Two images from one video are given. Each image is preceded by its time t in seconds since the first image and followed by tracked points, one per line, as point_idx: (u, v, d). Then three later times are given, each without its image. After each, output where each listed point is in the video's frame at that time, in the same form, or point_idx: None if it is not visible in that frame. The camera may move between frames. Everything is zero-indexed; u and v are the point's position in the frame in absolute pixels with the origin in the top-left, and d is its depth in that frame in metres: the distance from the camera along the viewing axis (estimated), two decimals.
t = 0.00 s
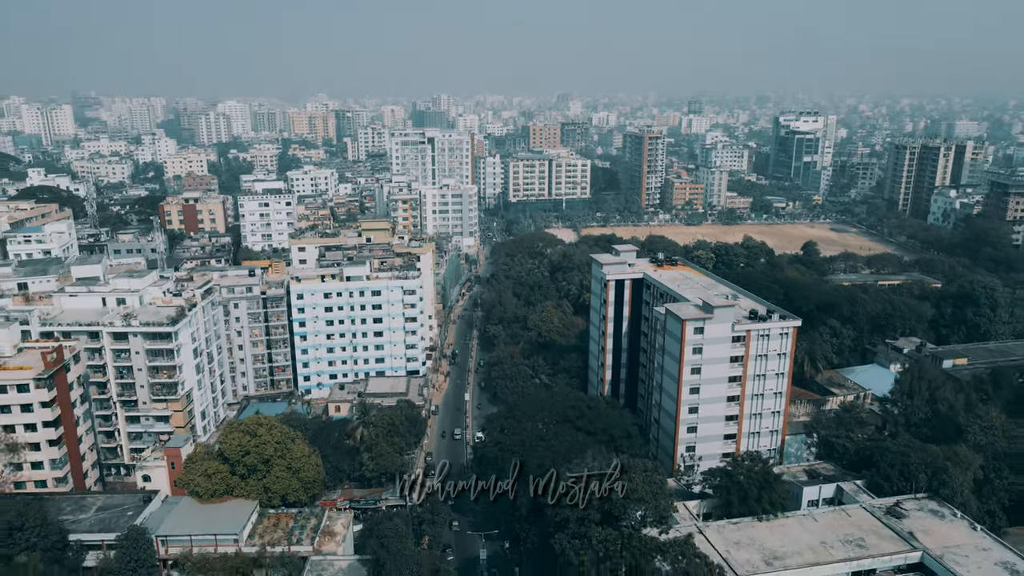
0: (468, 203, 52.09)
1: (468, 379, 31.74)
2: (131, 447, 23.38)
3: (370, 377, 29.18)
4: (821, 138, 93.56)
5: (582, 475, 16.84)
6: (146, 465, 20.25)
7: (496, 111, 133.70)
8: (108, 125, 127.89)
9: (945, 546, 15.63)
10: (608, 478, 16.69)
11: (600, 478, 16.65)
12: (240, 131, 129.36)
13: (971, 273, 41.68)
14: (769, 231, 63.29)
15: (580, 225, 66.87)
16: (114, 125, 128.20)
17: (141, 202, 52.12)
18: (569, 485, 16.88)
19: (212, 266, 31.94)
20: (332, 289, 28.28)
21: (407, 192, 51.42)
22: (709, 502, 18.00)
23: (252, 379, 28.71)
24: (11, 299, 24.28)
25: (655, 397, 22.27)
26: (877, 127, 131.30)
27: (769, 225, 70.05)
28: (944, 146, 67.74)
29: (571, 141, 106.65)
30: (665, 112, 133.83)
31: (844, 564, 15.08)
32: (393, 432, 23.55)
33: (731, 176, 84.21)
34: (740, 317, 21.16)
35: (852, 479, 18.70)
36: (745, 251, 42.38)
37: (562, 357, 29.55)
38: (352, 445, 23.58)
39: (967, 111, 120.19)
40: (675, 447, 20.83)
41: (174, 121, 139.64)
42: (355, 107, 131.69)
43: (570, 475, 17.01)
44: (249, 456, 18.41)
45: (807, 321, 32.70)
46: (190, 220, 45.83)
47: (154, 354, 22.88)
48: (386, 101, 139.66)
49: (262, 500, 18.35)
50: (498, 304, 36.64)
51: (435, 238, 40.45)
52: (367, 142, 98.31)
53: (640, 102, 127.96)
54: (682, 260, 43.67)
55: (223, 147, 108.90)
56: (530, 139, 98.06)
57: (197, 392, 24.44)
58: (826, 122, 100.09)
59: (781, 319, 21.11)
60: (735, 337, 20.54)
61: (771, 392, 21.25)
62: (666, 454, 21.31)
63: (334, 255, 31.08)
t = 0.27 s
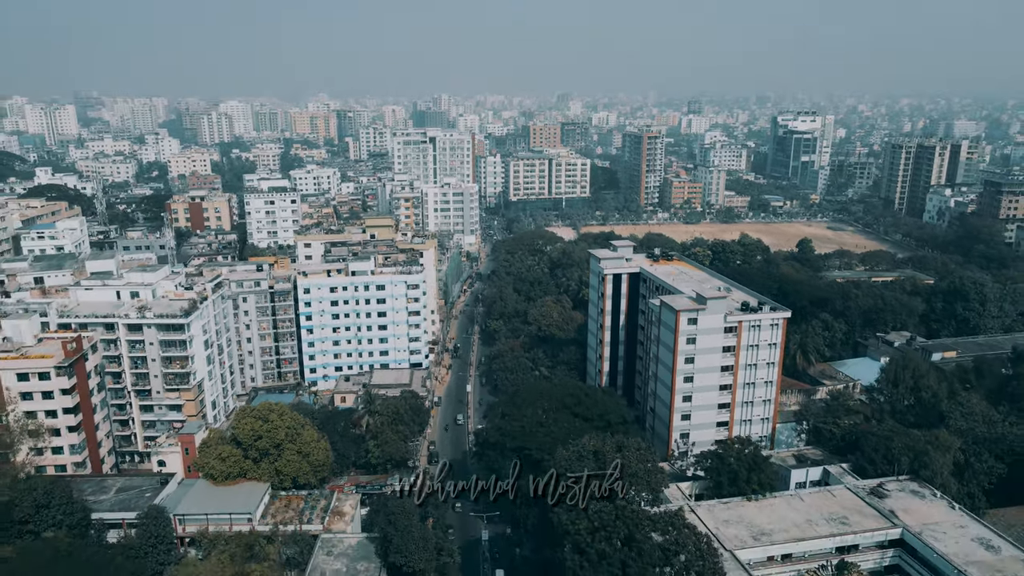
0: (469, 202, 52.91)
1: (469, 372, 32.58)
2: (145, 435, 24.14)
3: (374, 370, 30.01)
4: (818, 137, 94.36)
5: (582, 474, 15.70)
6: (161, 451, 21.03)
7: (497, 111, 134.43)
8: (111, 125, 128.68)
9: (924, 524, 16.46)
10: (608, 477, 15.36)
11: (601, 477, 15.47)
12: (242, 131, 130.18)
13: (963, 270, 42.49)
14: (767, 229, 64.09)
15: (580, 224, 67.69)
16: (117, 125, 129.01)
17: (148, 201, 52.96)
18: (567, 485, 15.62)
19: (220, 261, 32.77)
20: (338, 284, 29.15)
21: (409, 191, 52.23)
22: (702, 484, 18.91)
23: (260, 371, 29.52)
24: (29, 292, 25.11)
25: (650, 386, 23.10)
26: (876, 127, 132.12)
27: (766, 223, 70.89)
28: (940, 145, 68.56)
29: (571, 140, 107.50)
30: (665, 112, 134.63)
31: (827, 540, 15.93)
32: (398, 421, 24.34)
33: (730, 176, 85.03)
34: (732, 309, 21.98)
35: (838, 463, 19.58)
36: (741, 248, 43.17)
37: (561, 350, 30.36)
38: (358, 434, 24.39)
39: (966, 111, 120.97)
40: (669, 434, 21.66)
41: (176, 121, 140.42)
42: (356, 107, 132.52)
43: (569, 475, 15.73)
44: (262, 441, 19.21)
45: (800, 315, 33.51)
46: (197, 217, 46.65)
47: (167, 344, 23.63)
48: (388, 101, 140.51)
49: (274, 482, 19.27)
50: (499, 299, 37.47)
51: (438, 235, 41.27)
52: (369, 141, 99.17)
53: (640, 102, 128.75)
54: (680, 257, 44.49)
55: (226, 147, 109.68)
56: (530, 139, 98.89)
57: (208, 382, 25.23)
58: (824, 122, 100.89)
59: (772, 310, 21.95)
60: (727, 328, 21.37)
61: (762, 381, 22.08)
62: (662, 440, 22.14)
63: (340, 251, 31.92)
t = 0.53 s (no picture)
0: (470, 200, 53.75)
1: (471, 364, 33.40)
2: (158, 423, 24.93)
3: (379, 362, 30.83)
4: (816, 137, 95.17)
5: (581, 472, 15.40)
6: (176, 437, 21.85)
7: (498, 111, 135.34)
8: (113, 125, 129.45)
9: (906, 503, 17.29)
10: (608, 477, 14.99)
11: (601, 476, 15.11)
12: (244, 130, 131.00)
13: (955, 266, 43.34)
14: (764, 227, 64.95)
15: (580, 222, 68.54)
16: (119, 125, 129.76)
17: (154, 198, 53.78)
18: (567, 485, 15.32)
19: (229, 256, 33.58)
20: (344, 278, 29.97)
21: (411, 189, 53.06)
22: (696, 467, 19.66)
23: (268, 363, 30.33)
24: (46, 285, 25.92)
25: (647, 376, 23.91)
26: (874, 126, 133.01)
27: (763, 222, 71.74)
28: (935, 145, 69.42)
29: (571, 140, 108.36)
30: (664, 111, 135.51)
31: (813, 518, 16.73)
32: (403, 410, 25.09)
33: (728, 175, 85.88)
34: (726, 301, 22.79)
35: (826, 448, 20.44)
36: (738, 245, 43.99)
37: (560, 342, 31.20)
38: (364, 422, 25.23)
39: (964, 111, 121.84)
40: (665, 421, 22.49)
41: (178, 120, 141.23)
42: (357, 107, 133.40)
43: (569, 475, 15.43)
44: (274, 426, 20.03)
45: (794, 310, 34.34)
46: (203, 215, 47.45)
47: (180, 336, 24.32)
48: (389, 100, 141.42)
49: (285, 466, 20.13)
50: (500, 295, 38.30)
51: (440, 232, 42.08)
52: (370, 141, 100.05)
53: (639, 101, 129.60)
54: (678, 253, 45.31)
55: (228, 146, 110.46)
56: (531, 138, 99.75)
57: (219, 373, 26.03)
58: (822, 121, 101.70)
59: (764, 302, 22.76)
60: (721, 319, 22.17)
61: (754, 370, 22.89)
62: (658, 428, 22.96)
63: (346, 247, 32.74)
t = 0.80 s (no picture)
0: (471, 198, 54.58)
1: (473, 357, 34.24)
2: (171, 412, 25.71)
3: (383, 355, 31.66)
4: (814, 136, 96.01)
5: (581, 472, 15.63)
6: (190, 424, 22.68)
7: (498, 111, 136.18)
8: (116, 125, 130.23)
9: (890, 484, 18.10)
10: (607, 476, 15.19)
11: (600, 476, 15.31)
12: (246, 130, 131.78)
13: (948, 263, 44.17)
14: (762, 226, 65.76)
15: (580, 220, 69.36)
16: (122, 125, 130.54)
17: (160, 197, 54.59)
18: (567, 485, 15.60)
19: (236, 252, 34.40)
20: (350, 273, 30.81)
21: (413, 188, 53.88)
22: (690, 451, 20.46)
23: (275, 356, 31.11)
24: (61, 279, 26.72)
25: (644, 366, 24.72)
26: (872, 126, 133.85)
27: (761, 220, 72.55)
28: (931, 144, 70.22)
29: (571, 139, 109.16)
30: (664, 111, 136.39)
31: (800, 498, 17.54)
32: (408, 399, 25.84)
33: (727, 174, 86.68)
34: (720, 293, 23.60)
35: (815, 434, 21.30)
36: (735, 242, 44.79)
37: (560, 336, 32.03)
38: (370, 411, 26.07)
39: (962, 111, 122.65)
40: (661, 409, 23.33)
41: (180, 120, 141.97)
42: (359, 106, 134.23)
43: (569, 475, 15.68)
44: (286, 412, 20.93)
45: (789, 304, 35.14)
46: (209, 213, 48.28)
47: (192, 327, 25.08)
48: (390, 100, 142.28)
49: (296, 450, 21.10)
50: (501, 290, 39.13)
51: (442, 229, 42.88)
52: (372, 140, 100.91)
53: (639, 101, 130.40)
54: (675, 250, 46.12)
55: (231, 145, 111.24)
56: (531, 138, 100.57)
57: (229, 364, 26.78)
58: (820, 121, 102.50)
59: (756, 295, 23.57)
60: (715, 311, 22.98)
61: (747, 360, 23.71)
62: (654, 416, 23.77)
63: (351, 243, 33.58)
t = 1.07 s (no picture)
0: (472, 196, 55.44)
1: (475, 351, 35.09)
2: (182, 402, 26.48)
3: (388, 349, 32.49)
4: (812, 136, 96.89)
5: (581, 474, 15.95)
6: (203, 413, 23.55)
7: (498, 111, 137.00)
8: (118, 125, 130.97)
9: (874, 467, 18.93)
10: (607, 476, 15.53)
11: (599, 478, 15.62)
12: (247, 130, 132.53)
13: (941, 259, 45.01)
14: (759, 224, 66.60)
15: (579, 218, 70.18)
16: (124, 125, 131.20)
17: (165, 195, 55.39)
18: (567, 485, 16.02)
19: (244, 248, 35.27)
20: (355, 268, 31.65)
21: (415, 186, 54.71)
22: (683, 436, 21.29)
23: (282, 349, 31.94)
24: (76, 273, 27.60)
25: (640, 358, 25.58)
26: (870, 125, 134.68)
27: (759, 218, 73.36)
28: (927, 143, 71.06)
29: (571, 139, 109.94)
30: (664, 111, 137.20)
31: (789, 479, 18.34)
32: (412, 390, 26.60)
33: (725, 173, 87.51)
34: (714, 286, 24.43)
35: (805, 420, 22.20)
36: (732, 239, 45.60)
37: (559, 329, 32.90)
38: (375, 402, 26.83)
39: (959, 111, 123.52)
40: (657, 399, 24.17)
41: (182, 119, 142.72)
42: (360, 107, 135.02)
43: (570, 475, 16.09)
44: (295, 400, 21.88)
45: (783, 299, 35.96)
46: (214, 211, 49.11)
47: (203, 320, 25.94)
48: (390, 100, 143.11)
49: (305, 436, 21.98)
50: (502, 286, 39.98)
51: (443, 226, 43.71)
52: (374, 140, 101.81)
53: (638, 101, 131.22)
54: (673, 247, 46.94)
55: (234, 145, 112.01)
56: (531, 137, 101.40)
57: (238, 356, 27.59)
58: (818, 121, 103.38)
59: (749, 288, 24.41)
60: (708, 303, 23.81)
61: (740, 351, 24.53)
62: (650, 405, 24.62)
63: (355, 239, 34.43)
